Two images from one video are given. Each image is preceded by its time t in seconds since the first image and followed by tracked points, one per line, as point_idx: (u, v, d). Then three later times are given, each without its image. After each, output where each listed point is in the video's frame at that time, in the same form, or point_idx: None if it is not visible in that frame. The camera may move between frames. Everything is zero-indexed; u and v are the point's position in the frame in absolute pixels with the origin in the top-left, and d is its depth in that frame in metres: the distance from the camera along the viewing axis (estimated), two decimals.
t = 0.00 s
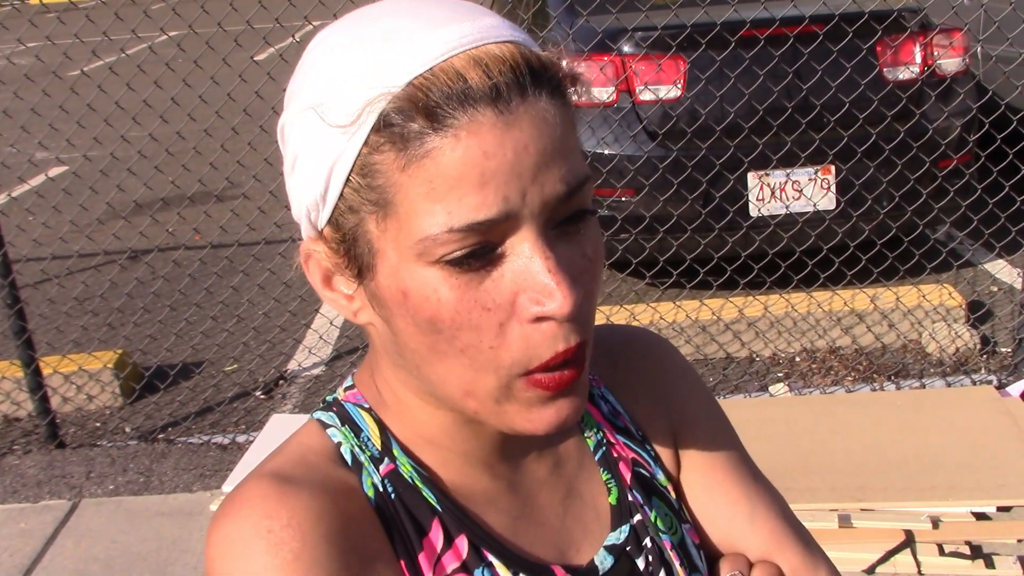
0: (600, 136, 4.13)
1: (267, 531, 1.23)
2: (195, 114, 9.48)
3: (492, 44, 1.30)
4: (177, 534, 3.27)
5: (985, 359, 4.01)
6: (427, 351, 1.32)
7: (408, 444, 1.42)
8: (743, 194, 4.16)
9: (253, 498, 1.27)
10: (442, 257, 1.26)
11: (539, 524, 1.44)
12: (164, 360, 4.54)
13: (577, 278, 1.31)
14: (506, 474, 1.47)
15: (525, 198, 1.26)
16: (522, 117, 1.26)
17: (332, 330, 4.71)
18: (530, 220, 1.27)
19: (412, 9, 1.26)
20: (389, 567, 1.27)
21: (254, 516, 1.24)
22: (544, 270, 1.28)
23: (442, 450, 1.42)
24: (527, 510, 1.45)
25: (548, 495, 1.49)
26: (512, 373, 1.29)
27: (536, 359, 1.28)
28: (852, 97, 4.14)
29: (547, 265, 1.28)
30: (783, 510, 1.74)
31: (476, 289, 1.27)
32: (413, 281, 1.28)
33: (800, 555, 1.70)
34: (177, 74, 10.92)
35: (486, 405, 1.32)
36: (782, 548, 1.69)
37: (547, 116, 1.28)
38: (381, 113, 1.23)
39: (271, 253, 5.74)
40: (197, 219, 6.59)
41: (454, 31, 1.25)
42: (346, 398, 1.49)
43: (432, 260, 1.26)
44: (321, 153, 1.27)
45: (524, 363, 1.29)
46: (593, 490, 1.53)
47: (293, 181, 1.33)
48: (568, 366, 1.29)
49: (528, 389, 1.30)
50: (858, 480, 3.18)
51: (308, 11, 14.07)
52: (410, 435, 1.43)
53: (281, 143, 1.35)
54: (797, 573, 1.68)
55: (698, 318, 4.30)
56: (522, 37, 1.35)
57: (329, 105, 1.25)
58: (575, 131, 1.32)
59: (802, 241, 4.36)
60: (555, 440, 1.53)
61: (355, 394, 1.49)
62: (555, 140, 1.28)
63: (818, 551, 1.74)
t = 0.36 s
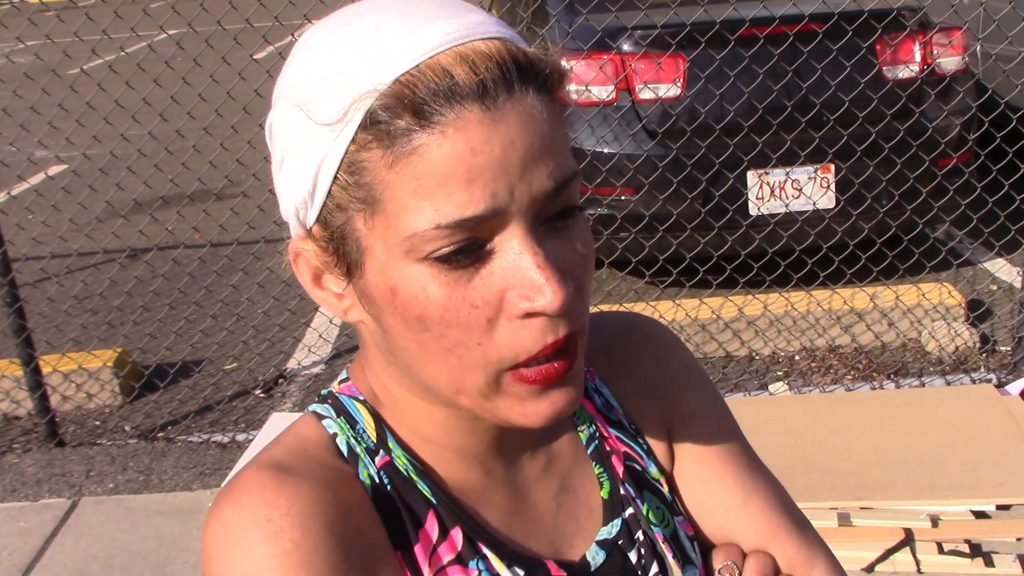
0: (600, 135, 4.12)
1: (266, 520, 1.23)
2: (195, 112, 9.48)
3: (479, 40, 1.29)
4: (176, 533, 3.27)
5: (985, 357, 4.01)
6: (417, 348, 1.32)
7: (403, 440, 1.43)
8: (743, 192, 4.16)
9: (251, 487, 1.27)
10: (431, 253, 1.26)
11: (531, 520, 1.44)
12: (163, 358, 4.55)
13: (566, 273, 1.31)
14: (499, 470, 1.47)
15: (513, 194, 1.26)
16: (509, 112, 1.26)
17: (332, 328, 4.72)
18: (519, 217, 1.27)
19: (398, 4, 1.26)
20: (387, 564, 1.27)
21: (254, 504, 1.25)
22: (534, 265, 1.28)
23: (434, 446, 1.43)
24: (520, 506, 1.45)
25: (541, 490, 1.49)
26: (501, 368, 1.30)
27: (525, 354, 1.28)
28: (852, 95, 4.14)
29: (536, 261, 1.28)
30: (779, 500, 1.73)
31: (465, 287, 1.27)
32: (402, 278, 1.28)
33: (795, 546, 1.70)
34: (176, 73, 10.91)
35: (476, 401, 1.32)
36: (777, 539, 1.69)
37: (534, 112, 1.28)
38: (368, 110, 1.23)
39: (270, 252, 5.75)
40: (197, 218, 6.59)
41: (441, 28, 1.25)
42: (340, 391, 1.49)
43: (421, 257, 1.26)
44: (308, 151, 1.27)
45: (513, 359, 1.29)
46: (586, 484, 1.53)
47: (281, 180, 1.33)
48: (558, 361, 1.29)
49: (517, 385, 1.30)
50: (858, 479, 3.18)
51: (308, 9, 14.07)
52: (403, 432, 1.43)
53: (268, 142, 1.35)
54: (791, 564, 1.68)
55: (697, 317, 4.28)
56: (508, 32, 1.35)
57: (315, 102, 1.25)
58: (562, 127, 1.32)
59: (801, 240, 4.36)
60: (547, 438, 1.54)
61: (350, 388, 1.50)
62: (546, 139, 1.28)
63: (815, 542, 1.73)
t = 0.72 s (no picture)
0: (600, 133, 4.13)
1: (259, 520, 1.22)
2: (194, 111, 9.48)
3: (468, 43, 1.29)
4: (177, 532, 3.27)
5: (984, 355, 4.02)
6: (404, 351, 1.32)
7: (398, 438, 1.43)
8: (743, 190, 4.16)
9: (244, 487, 1.27)
10: (419, 257, 1.26)
11: (525, 519, 1.44)
12: (163, 358, 4.55)
13: (553, 276, 1.31)
14: (492, 471, 1.47)
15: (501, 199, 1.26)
16: (497, 117, 1.26)
17: (332, 327, 4.73)
18: (507, 220, 1.27)
19: (388, 7, 1.26)
20: (382, 563, 1.27)
21: (247, 504, 1.24)
22: (521, 269, 1.28)
23: (426, 446, 1.42)
24: (513, 504, 1.45)
25: (534, 490, 1.49)
26: (487, 371, 1.29)
27: (511, 356, 1.28)
28: (852, 93, 4.13)
29: (523, 265, 1.28)
30: (768, 498, 1.73)
31: (452, 291, 1.27)
32: (389, 281, 1.28)
33: (785, 543, 1.69)
34: (175, 72, 10.91)
35: (463, 403, 1.32)
36: (767, 536, 1.69)
37: (522, 116, 1.28)
38: (356, 115, 1.23)
39: (270, 251, 5.75)
40: (196, 217, 6.59)
41: (430, 32, 1.24)
42: (331, 392, 1.50)
43: (409, 260, 1.26)
44: (297, 153, 1.27)
45: (498, 361, 1.29)
46: (579, 485, 1.53)
47: (272, 181, 1.33)
48: (544, 365, 1.29)
49: (502, 388, 1.30)
50: (858, 477, 3.18)
51: (307, 8, 14.06)
52: (394, 431, 1.43)
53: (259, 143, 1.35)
54: (782, 561, 1.68)
55: (697, 316, 4.29)
56: (498, 35, 1.34)
57: (304, 105, 1.24)
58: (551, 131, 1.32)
59: (801, 238, 4.36)
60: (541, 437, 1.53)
61: (342, 388, 1.50)
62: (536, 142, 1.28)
63: (804, 540, 1.73)
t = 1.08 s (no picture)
0: (599, 132, 4.13)
1: (259, 519, 1.21)
2: (192, 110, 9.47)
3: (484, 55, 1.27)
4: (176, 532, 3.26)
5: (984, 355, 4.02)
6: (406, 355, 1.33)
7: (397, 438, 1.43)
8: (742, 190, 4.15)
9: (243, 487, 1.25)
10: (423, 266, 1.26)
11: (525, 516, 1.44)
12: (163, 357, 4.54)
13: (555, 289, 1.31)
14: (494, 468, 1.47)
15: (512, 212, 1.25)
16: (507, 132, 1.25)
17: (331, 326, 4.72)
18: (509, 235, 1.26)
19: (408, 15, 1.25)
20: (382, 556, 1.26)
21: (246, 503, 1.23)
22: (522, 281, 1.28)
23: (429, 444, 1.43)
24: (513, 501, 1.45)
25: (534, 487, 1.48)
26: (485, 380, 1.30)
27: (509, 365, 1.28)
28: (852, 92, 4.12)
29: (524, 280, 1.28)
30: (763, 496, 1.73)
31: (456, 299, 1.27)
32: (394, 287, 1.28)
33: (781, 538, 1.70)
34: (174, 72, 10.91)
35: (463, 408, 1.33)
36: (762, 532, 1.69)
37: (533, 132, 1.27)
38: (366, 124, 1.23)
39: (269, 251, 5.75)
40: (195, 216, 6.58)
41: (446, 42, 1.23)
42: (334, 391, 1.49)
43: (412, 269, 1.26)
44: (308, 155, 1.27)
45: (495, 371, 1.29)
46: (577, 482, 1.53)
47: (282, 180, 1.33)
48: (543, 373, 1.29)
49: (500, 396, 1.30)
50: (857, 476, 3.18)
51: (305, 7, 14.06)
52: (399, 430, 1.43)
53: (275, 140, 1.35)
54: (777, 559, 1.68)
55: (696, 315, 4.28)
56: (517, 46, 1.32)
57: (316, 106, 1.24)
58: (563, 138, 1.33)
59: (800, 237, 4.34)
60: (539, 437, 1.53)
61: (343, 387, 1.50)
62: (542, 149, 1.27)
63: (799, 538, 1.74)
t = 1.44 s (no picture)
0: (598, 132, 4.13)
1: (218, 496, 1.25)
2: (190, 111, 9.47)
3: (518, 70, 1.23)
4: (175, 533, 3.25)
5: (984, 354, 4.01)
6: (453, 374, 1.28)
7: (379, 429, 1.44)
8: (741, 190, 4.16)
9: (211, 466, 1.29)
10: (488, 287, 1.22)
11: (496, 512, 1.44)
12: (161, 358, 4.54)
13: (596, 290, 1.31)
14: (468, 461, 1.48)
15: (535, 221, 1.20)
16: (562, 140, 1.23)
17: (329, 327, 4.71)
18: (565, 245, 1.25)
19: (430, 33, 1.20)
20: (337, 542, 1.28)
21: (209, 481, 1.27)
22: (574, 290, 1.26)
23: (413, 441, 1.44)
24: (488, 498, 1.45)
25: (512, 486, 1.49)
26: (540, 387, 1.29)
27: (561, 369, 1.28)
28: (852, 92, 4.11)
29: (579, 284, 1.26)
30: (760, 499, 1.68)
31: (513, 317, 1.24)
32: (451, 311, 1.23)
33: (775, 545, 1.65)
34: (172, 72, 10.90)
35: (509, 417, 1.31)
36: (754, 543, 1.64)
37: (574, 136, 1.26)
38: (423, 150, 1.16)
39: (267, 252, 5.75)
40: (194, 217, 6.57)
41: (483, 60, 1.19)
42: (318, 376, 1.51)
43: (474, 291, 1.22)
44: (346, 186, 1.18)
45: (552, 376, 1.28)
46: (556, 481, 1.51)
47: (304, 217, 1.23)
48: (586, 373, 1.30)
49: (554, 398, 1.30)
50: (856, 477, 3.17)
51: (303, 7, 14.07)
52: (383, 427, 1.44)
53: (278, 178, 1.24)
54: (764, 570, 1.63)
55: (695, 316, 4.29)
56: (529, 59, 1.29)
57: (358, 134, 1.16)
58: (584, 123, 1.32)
59: (799, 238, 4.34)
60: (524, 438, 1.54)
61: (326, 374, 1.51)
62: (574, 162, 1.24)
63: (794, 542, 1.68)
